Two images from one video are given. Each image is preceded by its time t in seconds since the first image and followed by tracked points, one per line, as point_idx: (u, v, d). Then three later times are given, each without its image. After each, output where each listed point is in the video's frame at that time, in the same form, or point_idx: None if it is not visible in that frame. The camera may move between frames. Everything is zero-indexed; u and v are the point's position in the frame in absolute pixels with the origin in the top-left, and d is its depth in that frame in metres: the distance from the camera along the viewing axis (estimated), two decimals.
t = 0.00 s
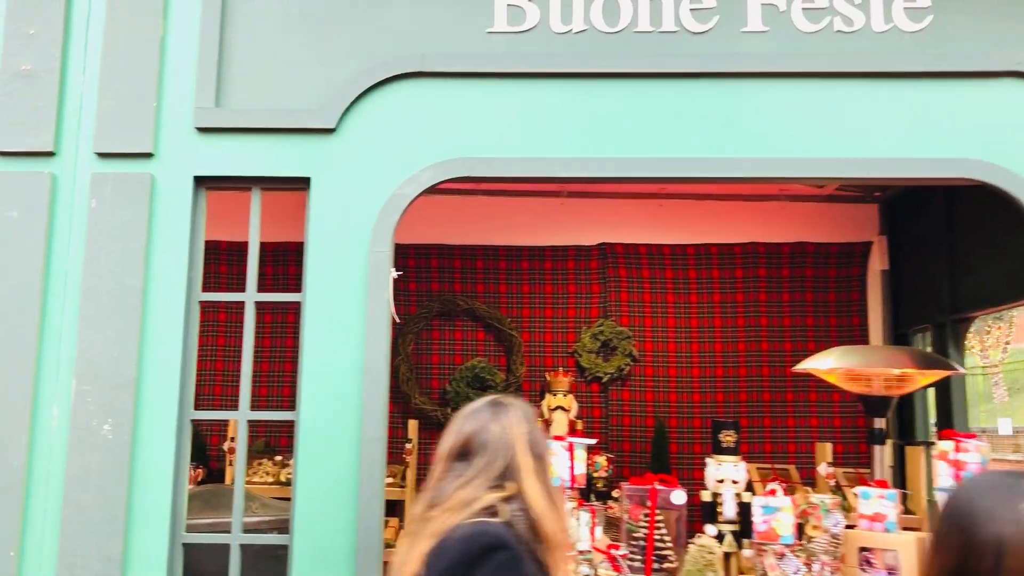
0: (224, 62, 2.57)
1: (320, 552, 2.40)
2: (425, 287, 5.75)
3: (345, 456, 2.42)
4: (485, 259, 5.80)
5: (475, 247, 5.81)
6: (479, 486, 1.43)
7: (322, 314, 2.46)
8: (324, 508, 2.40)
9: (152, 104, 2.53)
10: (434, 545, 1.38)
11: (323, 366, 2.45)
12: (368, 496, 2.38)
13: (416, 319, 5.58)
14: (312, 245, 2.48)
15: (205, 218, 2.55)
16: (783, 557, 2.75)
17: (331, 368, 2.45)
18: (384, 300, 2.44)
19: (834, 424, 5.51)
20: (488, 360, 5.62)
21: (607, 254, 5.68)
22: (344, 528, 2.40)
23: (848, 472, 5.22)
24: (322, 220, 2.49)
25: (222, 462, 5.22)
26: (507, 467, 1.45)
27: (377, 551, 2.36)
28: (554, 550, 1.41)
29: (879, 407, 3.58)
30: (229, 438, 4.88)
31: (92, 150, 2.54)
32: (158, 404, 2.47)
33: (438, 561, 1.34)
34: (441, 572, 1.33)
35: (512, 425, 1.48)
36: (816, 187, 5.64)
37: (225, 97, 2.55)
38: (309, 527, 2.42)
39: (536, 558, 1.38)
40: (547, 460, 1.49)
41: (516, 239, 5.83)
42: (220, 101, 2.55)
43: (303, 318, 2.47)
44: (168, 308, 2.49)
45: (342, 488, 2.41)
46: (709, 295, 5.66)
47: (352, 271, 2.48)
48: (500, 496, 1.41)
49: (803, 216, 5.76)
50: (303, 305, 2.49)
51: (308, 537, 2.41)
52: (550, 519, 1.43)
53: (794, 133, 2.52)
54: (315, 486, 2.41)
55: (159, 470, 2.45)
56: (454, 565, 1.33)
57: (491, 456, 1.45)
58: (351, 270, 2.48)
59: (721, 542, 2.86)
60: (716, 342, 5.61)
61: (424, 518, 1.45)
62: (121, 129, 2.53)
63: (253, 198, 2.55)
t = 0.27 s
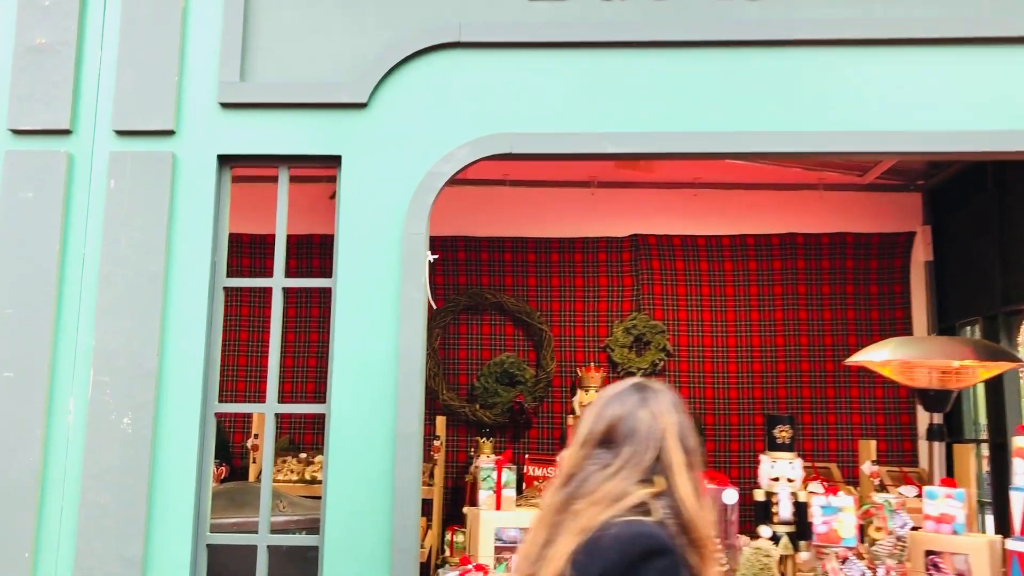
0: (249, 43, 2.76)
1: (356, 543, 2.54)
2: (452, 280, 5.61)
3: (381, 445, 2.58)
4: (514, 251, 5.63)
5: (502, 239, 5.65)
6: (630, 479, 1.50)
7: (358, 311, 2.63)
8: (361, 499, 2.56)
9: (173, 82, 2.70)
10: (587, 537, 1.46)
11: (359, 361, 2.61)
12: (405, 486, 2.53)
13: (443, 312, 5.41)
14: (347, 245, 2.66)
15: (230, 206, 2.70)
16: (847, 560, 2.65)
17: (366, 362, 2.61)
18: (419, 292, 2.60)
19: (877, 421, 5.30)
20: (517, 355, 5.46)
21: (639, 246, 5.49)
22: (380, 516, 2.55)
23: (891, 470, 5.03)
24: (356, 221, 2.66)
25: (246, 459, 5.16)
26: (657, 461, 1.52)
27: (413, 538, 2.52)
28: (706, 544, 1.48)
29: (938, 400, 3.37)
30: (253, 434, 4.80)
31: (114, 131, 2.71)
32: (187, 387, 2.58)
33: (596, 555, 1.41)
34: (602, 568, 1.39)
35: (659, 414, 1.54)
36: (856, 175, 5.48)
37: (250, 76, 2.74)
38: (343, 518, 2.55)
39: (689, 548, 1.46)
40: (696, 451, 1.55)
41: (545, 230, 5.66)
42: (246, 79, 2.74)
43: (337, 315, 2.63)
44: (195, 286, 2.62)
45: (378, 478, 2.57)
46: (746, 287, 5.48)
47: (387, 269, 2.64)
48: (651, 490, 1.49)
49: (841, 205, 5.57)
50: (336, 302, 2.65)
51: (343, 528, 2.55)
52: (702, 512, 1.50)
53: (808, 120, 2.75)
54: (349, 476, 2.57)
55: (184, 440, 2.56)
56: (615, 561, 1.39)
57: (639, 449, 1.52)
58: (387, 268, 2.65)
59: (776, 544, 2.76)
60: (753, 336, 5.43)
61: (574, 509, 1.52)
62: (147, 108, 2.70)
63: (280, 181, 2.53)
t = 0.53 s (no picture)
0: (252, 7, 2.64)
1: (365, 539, 2.40)
2: (464, 271, 5.46)
3: (393, 434, 2.44)
4: (527, 241, 5.47)
5: (514, 227, 5.49)
6: (775, 477, 1.40)
7: (367, 293, 2.49)
8: (372, 491, 2.42)
9: (173, 47, 2.58)
10: (737, 545, 1.34)
11: (369, 345, 2.47)
12: (419, 477, 2.39)
13: (454, 304, 5.26)
14: (354, 224, 2.52)
15: (232, 182, 2.58)
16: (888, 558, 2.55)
17: (378, 347, 2.47)
18: (432, 271, 2.46)
19: (902, 416, 5.12)
20: (530, 347, 5.32)
21: (656, 236, 5.34)
22: (393, 509, 2.41)
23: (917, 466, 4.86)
24: (365, 198, 2.53)
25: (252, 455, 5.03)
26: (800, 456, 1.42)
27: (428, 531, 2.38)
28: (850, 544, 1.41)
29: (981, 390, 3.21)
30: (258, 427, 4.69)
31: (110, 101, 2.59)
32: (187, 373, 2.45)
33: (760, 568, 1.29)
34: None
35: (797, 402, 1.44)
36: (879, 162, 5.39)
37: (254, 42, 2.62)
38: (353, 511, 2.41)
39: (840, 551, 1.38)
40: (828, 442, 1.47)
41: (558, 219, 5.51)
42: (249, 44, 2.62)
43: (345, 298, 2.49)
44: (193, 265, 2.50)
45: (390, 468, 2.43)
46: (766, 278, 5.32)
47: (398, 248, 2.50)
48: (799, 490, 1.39)
49: (863, 192, 5.41)
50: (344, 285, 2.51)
51: (352, 522, 2.41)
52: (842, 509, 1.42)
53: (846, 91, 2.61)
54: (360, 467, 2.43)
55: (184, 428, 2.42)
56: None
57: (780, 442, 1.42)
58: (398, 247, 2.51)
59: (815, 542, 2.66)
60: (773, 328, 5.27)
61: (712, 511, 1.40)
62: (145, 75, 2.58)
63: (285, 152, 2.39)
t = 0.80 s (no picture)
0: None
1: (361, 557, 2.21)
2: (469, 269, 5.27)
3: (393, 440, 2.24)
4: (534, 238, 5.27)
5: (521, 224, 5.28)
6: (975, 507, 1.26)
7: (363, 289, 2.31)
8: (370, 502, 2.23)
9: (151, 22, 2.43)
10: None
11: (366, 344, 2.28)
12: (420, 487, 2.20)
13: (459, 304, 5.08)
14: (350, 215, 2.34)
15: (215, 170, 2.42)
16: None
17: (376, 347, 2.28)
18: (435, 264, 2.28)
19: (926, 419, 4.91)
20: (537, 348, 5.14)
21: (668, 232, 5.16)
22: (391, 523, 2.22)
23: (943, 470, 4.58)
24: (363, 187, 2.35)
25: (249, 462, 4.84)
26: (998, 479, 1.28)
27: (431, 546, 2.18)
28: None
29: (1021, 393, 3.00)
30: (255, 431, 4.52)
31: (81, 79, 2.43)
32: (164, 374, 2.30)
33: None
34: None
35: (988, 415, 1.30)
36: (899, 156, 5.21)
37: (239, 16, 2.46)
38: (346, 526, 2.22)
39: None
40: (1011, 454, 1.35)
41: (567, 214, 5.32)
42: (234, 19, 2.46)
43: (339, 294, 2.31)
44: (172, 260, 2.34)
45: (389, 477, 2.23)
46: (782, 275, 5.13)
47: (397, 240, 2.32)
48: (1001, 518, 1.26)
49: (883, 186, 5.21)
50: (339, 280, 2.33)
51: (345, 538, 2.22)
52: None
53: (877, 68, 2.43)
54: (356, 476, 2.24)
55: (159, 431, 2.27)
56: None
57: (978, 463, 1.27)
58: (398, 239, 2.33)
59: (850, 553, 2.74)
60: (791, 328, 5.08)
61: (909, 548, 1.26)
62: (122, 52, 2.43)
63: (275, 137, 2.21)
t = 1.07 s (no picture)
0: None
1: (336, 564, 1.95)
2: (463, 263, 5.10)
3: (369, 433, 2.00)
4: (531, 231, 5.11)
5: (517, 217, 5.13)
6: None
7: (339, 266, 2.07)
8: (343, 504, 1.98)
9: None
10: None
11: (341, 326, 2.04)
12: (397, 486, 1.95)
13: (453, 299, 4.93)
14: (324, 185, 2.11)
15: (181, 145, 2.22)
16: None
17: (350, 330, 2.04)
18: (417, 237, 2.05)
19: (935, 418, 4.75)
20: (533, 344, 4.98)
21: (668, 225, 5.00)
22: (367, 527, 1.96)
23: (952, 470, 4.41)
24: (338, 155, 2.13)
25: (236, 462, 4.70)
26: None
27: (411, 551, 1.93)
28: None
29: None
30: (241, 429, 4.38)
31: (36, 49, 2.25)
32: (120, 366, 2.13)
33: None
34: None
35: None
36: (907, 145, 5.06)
37: None
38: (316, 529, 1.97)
39: None
40: None
41: (564, 207, 5.16)
42: None
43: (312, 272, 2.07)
44: (132, 246, 2.16)
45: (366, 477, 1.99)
46: (786, 269, 4.97)
47: (376, 213, 2.09)
48: None
49: (891, 178, 5.05)
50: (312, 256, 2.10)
51: (317, 542, 1.97)
52: None
53: (907, 34, 2.19)
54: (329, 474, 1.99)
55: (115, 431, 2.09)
56: None
57: None
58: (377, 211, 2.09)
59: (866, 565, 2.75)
60: (795, 323, 4.92)
61: None
62: (78, 18, 2.24)
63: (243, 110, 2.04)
